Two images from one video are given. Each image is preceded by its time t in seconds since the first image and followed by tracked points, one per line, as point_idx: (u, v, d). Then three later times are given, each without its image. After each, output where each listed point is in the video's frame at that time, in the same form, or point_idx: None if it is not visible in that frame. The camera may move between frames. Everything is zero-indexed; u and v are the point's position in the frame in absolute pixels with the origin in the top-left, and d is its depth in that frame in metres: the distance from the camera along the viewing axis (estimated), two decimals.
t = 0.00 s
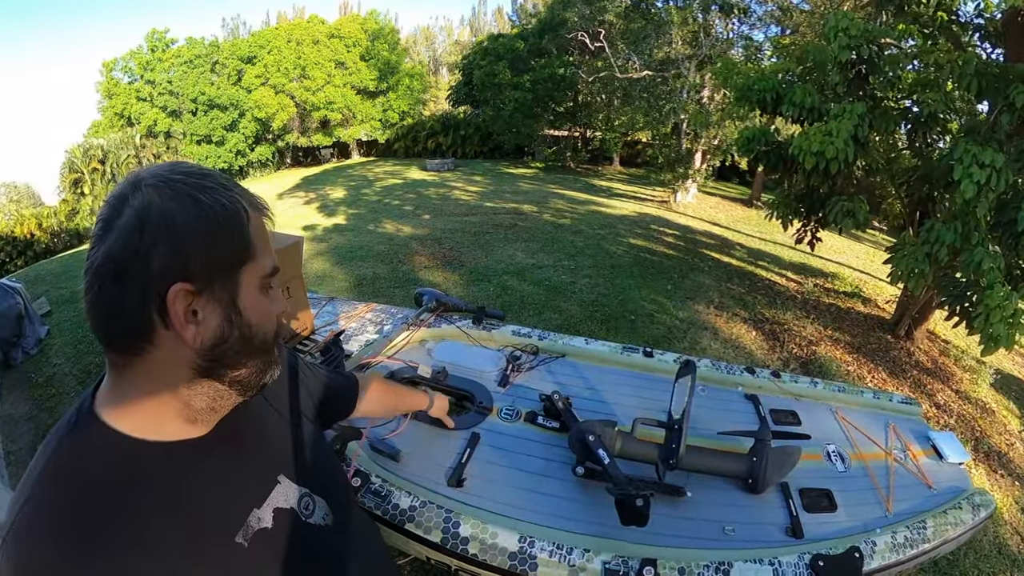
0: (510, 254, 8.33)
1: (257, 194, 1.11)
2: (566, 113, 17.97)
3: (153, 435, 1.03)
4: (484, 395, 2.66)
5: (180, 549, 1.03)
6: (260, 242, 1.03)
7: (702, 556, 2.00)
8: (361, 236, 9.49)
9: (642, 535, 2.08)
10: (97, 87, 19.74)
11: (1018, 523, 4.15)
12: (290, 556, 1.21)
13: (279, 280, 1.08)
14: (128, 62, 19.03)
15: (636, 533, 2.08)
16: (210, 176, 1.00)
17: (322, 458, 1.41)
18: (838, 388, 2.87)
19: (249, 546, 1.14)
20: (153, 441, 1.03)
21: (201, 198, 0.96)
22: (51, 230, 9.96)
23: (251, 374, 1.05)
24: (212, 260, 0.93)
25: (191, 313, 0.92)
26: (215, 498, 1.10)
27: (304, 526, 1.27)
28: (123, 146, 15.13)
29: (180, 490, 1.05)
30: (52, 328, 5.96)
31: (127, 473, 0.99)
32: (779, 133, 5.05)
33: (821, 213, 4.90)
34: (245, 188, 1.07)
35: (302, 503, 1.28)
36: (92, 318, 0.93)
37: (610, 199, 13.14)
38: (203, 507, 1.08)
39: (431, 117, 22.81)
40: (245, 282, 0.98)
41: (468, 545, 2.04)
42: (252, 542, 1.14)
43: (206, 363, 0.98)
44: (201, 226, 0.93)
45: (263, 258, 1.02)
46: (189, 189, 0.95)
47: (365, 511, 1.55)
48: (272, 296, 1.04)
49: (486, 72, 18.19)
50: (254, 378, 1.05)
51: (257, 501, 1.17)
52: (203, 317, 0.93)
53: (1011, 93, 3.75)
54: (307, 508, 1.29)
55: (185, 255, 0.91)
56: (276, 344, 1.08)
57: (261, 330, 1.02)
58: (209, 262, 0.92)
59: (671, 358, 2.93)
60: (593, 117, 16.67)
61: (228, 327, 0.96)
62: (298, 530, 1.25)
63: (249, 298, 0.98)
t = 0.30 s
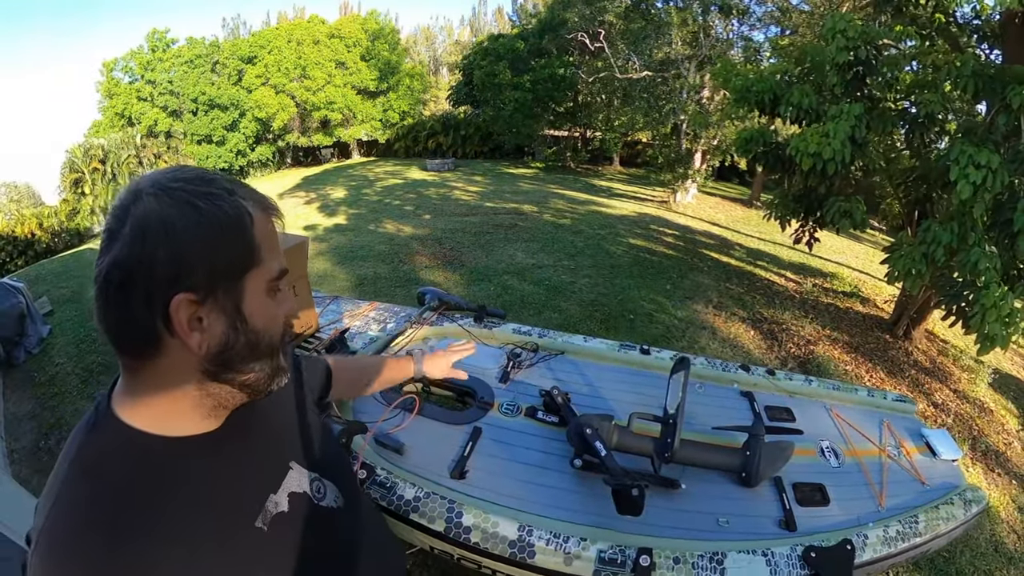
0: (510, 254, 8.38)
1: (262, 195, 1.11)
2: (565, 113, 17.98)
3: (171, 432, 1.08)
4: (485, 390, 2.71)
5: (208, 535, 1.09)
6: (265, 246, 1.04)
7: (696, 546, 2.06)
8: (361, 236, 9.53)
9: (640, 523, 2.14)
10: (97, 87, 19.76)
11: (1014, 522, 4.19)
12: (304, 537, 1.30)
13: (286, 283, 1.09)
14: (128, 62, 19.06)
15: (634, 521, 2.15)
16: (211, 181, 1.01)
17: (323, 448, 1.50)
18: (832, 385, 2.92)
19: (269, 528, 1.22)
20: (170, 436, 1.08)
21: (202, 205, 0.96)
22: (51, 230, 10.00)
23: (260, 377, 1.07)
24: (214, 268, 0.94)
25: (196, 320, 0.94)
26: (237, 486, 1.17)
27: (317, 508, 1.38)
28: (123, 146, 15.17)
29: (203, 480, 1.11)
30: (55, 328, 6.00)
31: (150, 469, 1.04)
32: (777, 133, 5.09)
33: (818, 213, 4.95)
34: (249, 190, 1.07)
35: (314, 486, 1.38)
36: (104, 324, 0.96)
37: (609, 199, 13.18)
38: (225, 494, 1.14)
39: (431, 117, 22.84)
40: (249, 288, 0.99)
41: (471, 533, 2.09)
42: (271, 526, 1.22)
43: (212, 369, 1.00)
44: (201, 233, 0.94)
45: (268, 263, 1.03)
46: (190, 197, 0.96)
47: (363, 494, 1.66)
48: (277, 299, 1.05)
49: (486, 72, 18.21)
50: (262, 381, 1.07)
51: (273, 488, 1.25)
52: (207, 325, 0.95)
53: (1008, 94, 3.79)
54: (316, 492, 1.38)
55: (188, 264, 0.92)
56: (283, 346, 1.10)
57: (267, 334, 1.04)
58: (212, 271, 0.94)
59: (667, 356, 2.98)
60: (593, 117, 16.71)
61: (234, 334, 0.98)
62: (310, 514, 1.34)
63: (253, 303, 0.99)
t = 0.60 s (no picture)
0: (510, 253, 8.40)
1: (233, 194, 1.08)
2: (565, 113, 18.02)
3: (152, 435, 1.09)
4: (482, 384, 2.74)
5: (192, 534, 1.11)
6: (215, 248, 1.00)
7: (687, 537, 2.08)
8: (362, 236, 9.56)
9: (632, 513, 2.17)
10: (97, 87, 19.79)
11: (1013, 519, 4.21)
12: (294, 533, 1.30)
13: (248, 284, 1.05)
14: (128, 62, 19.08)
15: (627, 512, 2.17)
16: (166, 181, 0.99)
17: (316, 441, 1.49)
18: (827, 381, 2.94)
19: (256, 526, 1.22)
20: (151, 437, 1.09)
21: (151, 205, 0.95)
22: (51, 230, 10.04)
23: (217, 386, 1.02)
24: (151, 273, 0.93)
25: (134, 324, 0.94)
26: (221, 485, 1.17)
27: (309, 504, 1.37)
28: (124, 147, 15.21)
29: (185, 481, 1.12)
30: (55, 327, 6.03)
31: (135, 470, 1.06)
32: (774, 133, 5.12)
33: (816, 212, 4.98)
34: (215, 189, 1.04)
35: (305, 482, 1.37)
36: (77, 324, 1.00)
37: (609, 199, 13.20)
38: (209, 494, 1.15)
39: (431, 117, 22.86)
40: (190, 292, 0.96)
41: (464, 522, 2.13)
42: (258, 524, 1.22)
43: (160, 376, 0.99)
44: (143, 234, 0.94)
45: (217, 266, 1.00)
46: (140, 198, 0.96)
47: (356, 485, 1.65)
48: (230, 304, 1.01)
49: (486, 72, 18.19)
50: (218, 392, 1.03)
51: (260, 485, 1.25)
52: (147, 329, 0.94)
53: (1005, 93, 3.80)
54: (307, 487, 1.37)
55: (126, 267, 0.92)
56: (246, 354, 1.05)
57: (217, 343, 0.99)
58: (148, 275, 0.92)
59: (661, 351, 3.00)
60: (593, 117, 16.75)
61: (174, 341, 0.95)
62: (300, 509, 1.34)
63: (195, 309, 0.96)
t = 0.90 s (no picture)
0: (508, 252, 8.47)
1: (160, 169, 1.09)
2: (565, 114, 18.10)
3: (126, 424, 1.13)
4: (475, 366, 2.80)
5: (169, 519, 1.11)
6: (135, 228, 1.02)
7: (672, 509, 2.14)
8: (362, 235, 9.63)
9: (619, 487, 2.23)
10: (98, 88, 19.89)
11: (1009, 512, 4.26)
12: (277, 519, 1.29)
13: (167, 258, 1.05)
14: (129, 63, 19.17)
15: (615, 487, 2.23)
16: (90, 164, 1.03)
17: (299, 429, 1.49)
18: (816, 367, 3.00)
19: (237, 512, 1.22)
20: (120, 426, 1.12)
21: (63, 190, 1.00)
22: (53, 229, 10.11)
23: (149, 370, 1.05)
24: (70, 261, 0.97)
25: (64, 312, 0.99)
26: (195, 472, 1.18)
27: (293, 488, 1.37)
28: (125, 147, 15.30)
29: (159, 469, 1.14)
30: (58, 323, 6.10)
31: (111, 459, 1.09)
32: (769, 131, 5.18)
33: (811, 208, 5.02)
34: (139, 168, 1.06)
35: (287, 467, 1.38)
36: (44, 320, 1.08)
37: (608, 199, 13.28)
38: (184, 480, 1.16)
39: (431, 118, 22.93)
40: (109, 276, 0.99)
41: (455, 491, 2.18)
42: (238, 509, 1.22)
43: (97, 363, 1.02)
44: (56, 220, 0.98)
45: (138, 245, 1.02)
46: (62, 185, 1.00)
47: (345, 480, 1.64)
48: (154, 284, 1.03)
49: (486, 73, 18.15)
50: (151, 376, 1.06)
51: (238, 471, 1.26)
52: (77, 317, 0.99)
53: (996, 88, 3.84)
54: (289, 472, 1.37)
55: (51, 257, 0.97)
56: (176, 333, 1.07)
57: (142, 325, 1.02)
58: (67, 262, 0.97)
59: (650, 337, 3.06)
60: (592, 118, 16.82)
61: (101, 326, 0.99)
62: (282, 494, 1.33)
63: (114, 293, 0.99)
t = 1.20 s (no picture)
0: (507, 249, 8.57)
1: (77, 152, 0.94)
2: (564, 115, 18.22)
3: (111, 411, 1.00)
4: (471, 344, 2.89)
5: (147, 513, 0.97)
6: (54, 224, 0.89)
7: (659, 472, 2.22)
8: (363, 233, 9.74)
9: (609, 451, 2.33)
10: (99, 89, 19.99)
11: (1004, 502, 4.16)
12: (271, 512, 1.10)
13: (94, 248, 0.90)
14: (130, 63, 19.27)
15: (605, 451, 2.33)
16: (20, 159, 0.93)
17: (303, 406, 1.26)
18: (803, 349, 3.08)
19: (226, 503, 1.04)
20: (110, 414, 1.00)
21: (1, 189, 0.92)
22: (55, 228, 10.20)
23: (94, 367, 0.91)
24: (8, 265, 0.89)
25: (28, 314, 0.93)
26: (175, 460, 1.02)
27: (287, 476, 1.15)
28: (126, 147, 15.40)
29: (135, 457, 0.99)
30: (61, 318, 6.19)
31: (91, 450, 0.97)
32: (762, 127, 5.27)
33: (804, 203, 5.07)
34: (56, 153, 0.93)
35: (278, 452, 1.15)
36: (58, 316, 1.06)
37: (607, 199, 13.39)
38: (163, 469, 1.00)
39: (431, 119, 23.04)
40: (45, 274, 0.89)
41: (452, 451, 2.29)
42: (227, 500, 1.04)
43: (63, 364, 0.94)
44: None
45: (53, 241, 0.88)
46: None
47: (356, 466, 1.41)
48: (77, 279, 0.89)
49: (485, 74, 18.34)
50: (96, 373, 0.92)
51: (223, 459, 1.06)
52: (32, 320, 0.91)
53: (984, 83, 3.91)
54: (284, 461, 1.15)
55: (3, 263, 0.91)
56: (104, 327, 0.89)
57: (72, 321, 0.89)
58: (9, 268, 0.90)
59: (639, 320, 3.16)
60: (591, 118, 16.94)
61: (48, 328, 0.90)
62: (278, 485, 1.12)
63: (44, 290, 0.88)
